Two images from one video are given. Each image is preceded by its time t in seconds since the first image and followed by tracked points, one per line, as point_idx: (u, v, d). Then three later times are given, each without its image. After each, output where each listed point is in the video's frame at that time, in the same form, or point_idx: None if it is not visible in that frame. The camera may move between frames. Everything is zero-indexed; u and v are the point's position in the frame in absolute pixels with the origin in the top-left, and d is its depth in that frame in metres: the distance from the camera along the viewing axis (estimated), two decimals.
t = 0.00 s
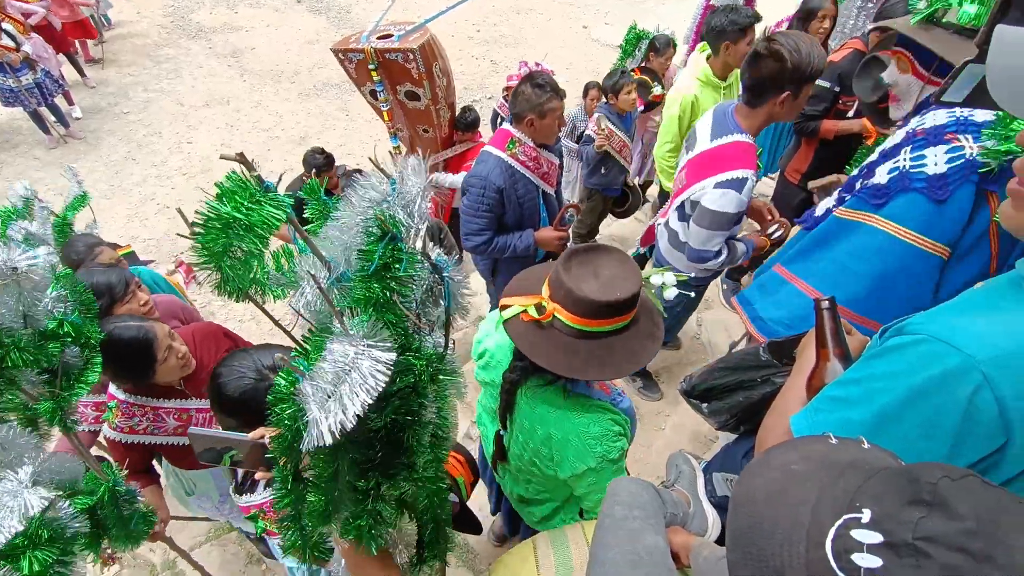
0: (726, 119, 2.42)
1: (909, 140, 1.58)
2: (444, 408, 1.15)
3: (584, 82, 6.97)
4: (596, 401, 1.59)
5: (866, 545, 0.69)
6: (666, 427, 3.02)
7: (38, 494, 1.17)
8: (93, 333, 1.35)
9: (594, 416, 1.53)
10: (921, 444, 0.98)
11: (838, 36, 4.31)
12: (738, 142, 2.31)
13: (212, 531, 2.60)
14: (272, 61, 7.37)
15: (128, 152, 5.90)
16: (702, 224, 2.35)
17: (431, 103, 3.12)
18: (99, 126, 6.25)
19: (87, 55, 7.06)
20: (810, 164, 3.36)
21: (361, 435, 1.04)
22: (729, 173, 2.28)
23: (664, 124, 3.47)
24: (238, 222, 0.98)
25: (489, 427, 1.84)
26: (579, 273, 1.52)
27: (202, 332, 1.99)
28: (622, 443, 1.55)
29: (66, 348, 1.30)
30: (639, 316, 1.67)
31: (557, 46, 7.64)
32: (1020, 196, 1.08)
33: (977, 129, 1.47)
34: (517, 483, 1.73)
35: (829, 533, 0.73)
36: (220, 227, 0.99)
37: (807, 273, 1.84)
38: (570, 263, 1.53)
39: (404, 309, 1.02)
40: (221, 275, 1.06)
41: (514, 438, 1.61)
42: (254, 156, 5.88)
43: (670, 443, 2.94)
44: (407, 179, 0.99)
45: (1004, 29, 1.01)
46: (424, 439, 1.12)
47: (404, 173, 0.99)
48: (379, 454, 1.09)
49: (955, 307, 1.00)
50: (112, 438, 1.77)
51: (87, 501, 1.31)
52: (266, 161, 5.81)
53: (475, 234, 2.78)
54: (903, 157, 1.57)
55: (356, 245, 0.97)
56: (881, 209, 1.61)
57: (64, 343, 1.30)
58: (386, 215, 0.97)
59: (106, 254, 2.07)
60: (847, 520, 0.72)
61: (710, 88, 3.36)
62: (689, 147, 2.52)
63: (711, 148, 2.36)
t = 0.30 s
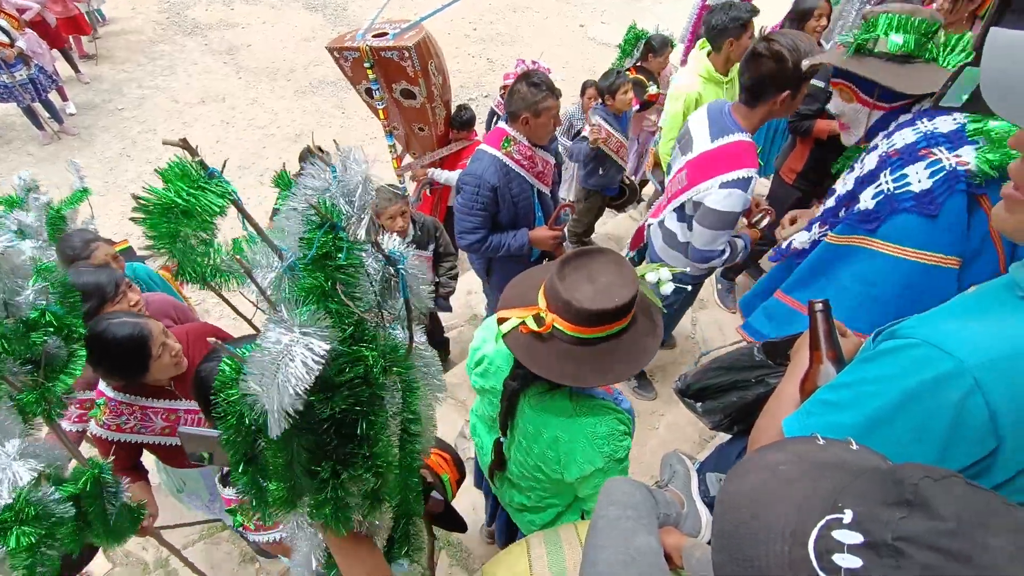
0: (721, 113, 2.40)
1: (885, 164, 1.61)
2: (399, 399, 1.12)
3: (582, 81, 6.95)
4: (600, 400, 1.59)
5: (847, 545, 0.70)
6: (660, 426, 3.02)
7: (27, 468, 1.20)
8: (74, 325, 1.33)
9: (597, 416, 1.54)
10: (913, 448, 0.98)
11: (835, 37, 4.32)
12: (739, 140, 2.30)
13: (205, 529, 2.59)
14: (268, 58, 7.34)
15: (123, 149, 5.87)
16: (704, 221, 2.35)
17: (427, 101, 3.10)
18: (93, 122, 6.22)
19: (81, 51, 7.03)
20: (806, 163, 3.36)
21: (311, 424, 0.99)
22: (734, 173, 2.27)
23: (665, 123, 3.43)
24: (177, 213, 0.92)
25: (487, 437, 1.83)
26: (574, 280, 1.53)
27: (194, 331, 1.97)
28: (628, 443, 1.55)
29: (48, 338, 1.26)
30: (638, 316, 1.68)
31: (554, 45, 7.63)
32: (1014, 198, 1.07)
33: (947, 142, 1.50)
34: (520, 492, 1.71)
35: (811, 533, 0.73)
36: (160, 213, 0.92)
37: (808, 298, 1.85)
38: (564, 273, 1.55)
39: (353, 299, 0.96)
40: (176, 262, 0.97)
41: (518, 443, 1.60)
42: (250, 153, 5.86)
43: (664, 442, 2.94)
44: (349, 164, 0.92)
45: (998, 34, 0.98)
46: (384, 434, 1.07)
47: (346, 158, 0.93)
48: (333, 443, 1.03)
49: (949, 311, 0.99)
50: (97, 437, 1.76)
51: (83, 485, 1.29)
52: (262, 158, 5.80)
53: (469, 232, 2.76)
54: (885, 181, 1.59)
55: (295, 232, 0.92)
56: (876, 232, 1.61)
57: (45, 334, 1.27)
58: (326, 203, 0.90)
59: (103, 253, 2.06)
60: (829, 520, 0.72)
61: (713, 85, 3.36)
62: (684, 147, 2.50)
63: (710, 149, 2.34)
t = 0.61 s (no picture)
0: (722, 103, 2.41)
1: (867, 203, 1.70)
2: (380, 401, 1.12)
3: (582, 82, 6.95)
4: (593, 397, 1.60)
5: (826, 543, 0.70)
6: (659, 427, 3.02)
7: (22, 453, 1.15)
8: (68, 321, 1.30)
9: (591, 413, 1.55)
10: (908, 450, 0.98)
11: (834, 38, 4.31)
12: (735, 127, 2.31)
13: (204, 530, 2.59)
14: (267, 58, 7.34)
15: (121, 149, 5.87)
16: (702, 209, 2.35)
17: (427, 101, 3.10)
18: (92, 122, 6.21)
19: (80, 52, 7.02)
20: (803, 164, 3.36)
21: (286, 426, 0.97)
22: (729, 158, 2.29)
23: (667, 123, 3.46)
24: (146, 213, 0.88)
25: (478, 434, 1.81)
26: (568, 277, 1.52)
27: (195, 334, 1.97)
28: (620, 439, 1.55)
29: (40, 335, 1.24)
30: (630, 312, 1.68)
31: (554, 45, 7.62)
32: (1008, 202, 1.08)
33: (925, 173, 1.62)
34: (511, 487, 1.70)
35: (792, 532, 0.73)
36: (130, 215, 0.88)
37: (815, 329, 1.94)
38: (556, 270, 1.54)
39: (326, 300, 0.96)
40: (154, 258, 1.01)
41: (512, 438, 1.60)
42: (249, 154, 5.86)
43: (662, 443, 2.94)
44: (320, 167, 0.93)
45: (992, 39, 1.00)
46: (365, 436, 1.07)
47: (318, 161, 0.93)
48: (308, 446, 1.01)
49: (942, 315, 1.00)
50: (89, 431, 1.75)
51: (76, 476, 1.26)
52: (261, 159, 5.80)
53: (468, 232, 2.78)
54: (871, 220, 1.69)
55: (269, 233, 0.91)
56: (871, 268, 1.71)
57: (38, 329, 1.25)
58: (298, 205, 0.90)
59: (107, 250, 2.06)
60: (809, 518, 0.73)
61: (713, 83, 3.38)
62: (686, 136, 2.52)
63: (707, 135, 2.36)
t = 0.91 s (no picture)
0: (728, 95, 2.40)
1: (860, 216, 1.70)
2: (374, 405, 1.11)
3: (584, 81, 6.94)
4: (585, 401, 1.58)
5: (828, 543, 0.70)
6: (660, 426, 3.01)
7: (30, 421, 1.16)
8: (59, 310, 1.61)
9: (580, 416, 1.54)
10: (908, 450, 0.97)
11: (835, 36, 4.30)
12: (735, 118, 2.31)
13: (204, 531, 2.58)
14: (268, 58, 7.34)
15: (122, 149, 5.87)
16: (697, 195, 2.34)
17: (429, 100, 3.09)
18: (93, 123, 6.21)
19: (81, 52, 7.02)
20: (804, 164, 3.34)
21: (275, 426, 0.97)
22: (724, 147, 2.28)
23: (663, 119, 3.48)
24: (139, 212, 0.86)
25: (472, 421, 1.82)
26: (570, 276, 1.52)
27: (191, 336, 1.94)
28: (609, 443, 1.54)
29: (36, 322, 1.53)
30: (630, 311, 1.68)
31: (555, 44, 7.62)
32: (1007, 202, 1.07)
33: (917, 185, 1.60)
34: (499, 477, 1.70)
35: (794, 532, 0.73)
36: (121, 216, 0.85)
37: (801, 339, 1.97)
38: (559, 267, 1.53)
39: (316, 301, 0.95)
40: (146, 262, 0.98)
41: (503, 432, 1.60)
42: (250, 153, 5.86)
43: (664, 442, 2.94)
44: (310, 169, 0.92)
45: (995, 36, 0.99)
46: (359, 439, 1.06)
47: (308, 164, 0.92)
48: (298, 447, 1.00)
49: (941, 315, 1.00)
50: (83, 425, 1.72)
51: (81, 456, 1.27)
52: (262, 159, 5.80)
53: (472, 232, 2.76)
54: (863, 233, 1.69)
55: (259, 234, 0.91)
56: (862, 280, 1.73)
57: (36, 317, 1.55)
58: (289, 207, 0.90)
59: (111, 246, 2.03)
60: (811, 518, 0.72)
61: (712, 83, 3.38)
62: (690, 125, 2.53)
63: (710, 123, 2.36)
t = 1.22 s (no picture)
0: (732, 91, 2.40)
1: (837, 232, 1.71)
2: (350, 420, 1.08)
3: (584, 81, 6.94)
4: (581, 402, 1.56)
5: (845, 546, 0.69)
6: (662, 426, 3.01)
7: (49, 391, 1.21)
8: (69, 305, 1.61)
9: (572, 417, 1.51)
10: (915, 451, 0.97)
11: (837, 36, 4.30)
12: (732, 112, 2.31)
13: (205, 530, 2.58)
14: (269, 58, 7.34)
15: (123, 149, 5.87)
16: (692, 185, 2.34)
17: (430, 98, 3.08)
18: (94, 122, 6.21)
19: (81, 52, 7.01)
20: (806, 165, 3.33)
21: (236, 437, 0.95)
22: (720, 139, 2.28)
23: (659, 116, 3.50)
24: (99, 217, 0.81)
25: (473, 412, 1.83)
26: (573, 270, 1.51)
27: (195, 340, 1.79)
28: (601, 448, 1.52)
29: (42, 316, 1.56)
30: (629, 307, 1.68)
31: (555, 44, 7.62)
32: (1009, 203, 1.06)
33: (893, 203, 1.62)
34: (493, 471, 1.71)
35: (809, 533, 0.72)
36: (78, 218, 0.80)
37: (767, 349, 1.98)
38: (561, 261, 1.52)
39: (273, 314, 0.92)
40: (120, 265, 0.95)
41: (497, 427, 1.61)
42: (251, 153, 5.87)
43: (665, 442, 2.93)
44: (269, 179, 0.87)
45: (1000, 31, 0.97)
46: (327, 453, 1.03)
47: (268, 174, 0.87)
48: (258, 458, 0.98)
49: (944, 317, 0.99)
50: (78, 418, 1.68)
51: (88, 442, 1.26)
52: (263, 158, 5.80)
53: (478, 229, 2.76)
54: (840, 249, 1.70)
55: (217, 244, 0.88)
56: (836, 295, 1.75)
57: (42, 310, 1.57)
58: (249, 217, 0.87)
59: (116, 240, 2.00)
60: (828, 521, 0.71)
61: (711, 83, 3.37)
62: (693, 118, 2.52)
63: (711, 115, 2.36)
